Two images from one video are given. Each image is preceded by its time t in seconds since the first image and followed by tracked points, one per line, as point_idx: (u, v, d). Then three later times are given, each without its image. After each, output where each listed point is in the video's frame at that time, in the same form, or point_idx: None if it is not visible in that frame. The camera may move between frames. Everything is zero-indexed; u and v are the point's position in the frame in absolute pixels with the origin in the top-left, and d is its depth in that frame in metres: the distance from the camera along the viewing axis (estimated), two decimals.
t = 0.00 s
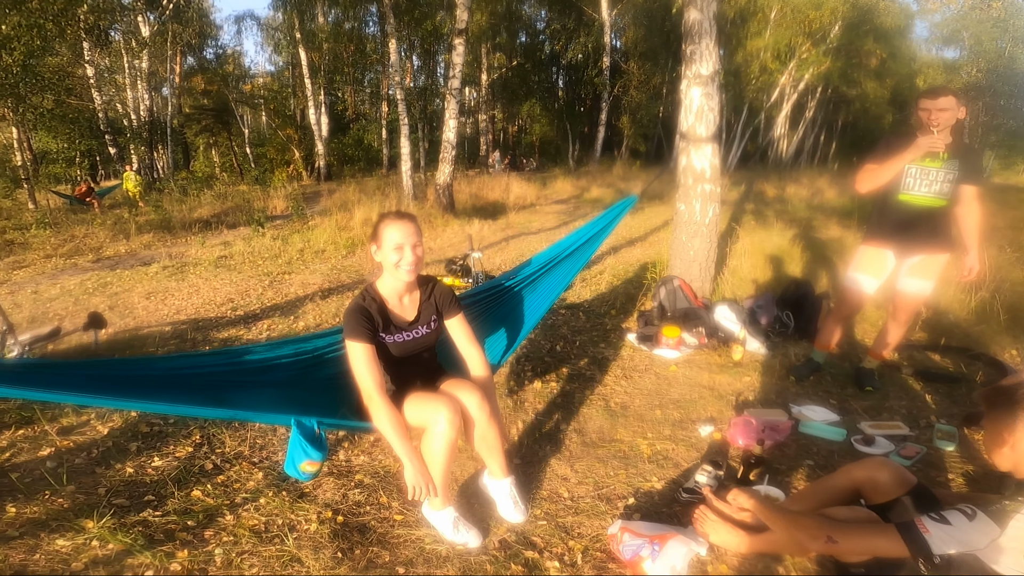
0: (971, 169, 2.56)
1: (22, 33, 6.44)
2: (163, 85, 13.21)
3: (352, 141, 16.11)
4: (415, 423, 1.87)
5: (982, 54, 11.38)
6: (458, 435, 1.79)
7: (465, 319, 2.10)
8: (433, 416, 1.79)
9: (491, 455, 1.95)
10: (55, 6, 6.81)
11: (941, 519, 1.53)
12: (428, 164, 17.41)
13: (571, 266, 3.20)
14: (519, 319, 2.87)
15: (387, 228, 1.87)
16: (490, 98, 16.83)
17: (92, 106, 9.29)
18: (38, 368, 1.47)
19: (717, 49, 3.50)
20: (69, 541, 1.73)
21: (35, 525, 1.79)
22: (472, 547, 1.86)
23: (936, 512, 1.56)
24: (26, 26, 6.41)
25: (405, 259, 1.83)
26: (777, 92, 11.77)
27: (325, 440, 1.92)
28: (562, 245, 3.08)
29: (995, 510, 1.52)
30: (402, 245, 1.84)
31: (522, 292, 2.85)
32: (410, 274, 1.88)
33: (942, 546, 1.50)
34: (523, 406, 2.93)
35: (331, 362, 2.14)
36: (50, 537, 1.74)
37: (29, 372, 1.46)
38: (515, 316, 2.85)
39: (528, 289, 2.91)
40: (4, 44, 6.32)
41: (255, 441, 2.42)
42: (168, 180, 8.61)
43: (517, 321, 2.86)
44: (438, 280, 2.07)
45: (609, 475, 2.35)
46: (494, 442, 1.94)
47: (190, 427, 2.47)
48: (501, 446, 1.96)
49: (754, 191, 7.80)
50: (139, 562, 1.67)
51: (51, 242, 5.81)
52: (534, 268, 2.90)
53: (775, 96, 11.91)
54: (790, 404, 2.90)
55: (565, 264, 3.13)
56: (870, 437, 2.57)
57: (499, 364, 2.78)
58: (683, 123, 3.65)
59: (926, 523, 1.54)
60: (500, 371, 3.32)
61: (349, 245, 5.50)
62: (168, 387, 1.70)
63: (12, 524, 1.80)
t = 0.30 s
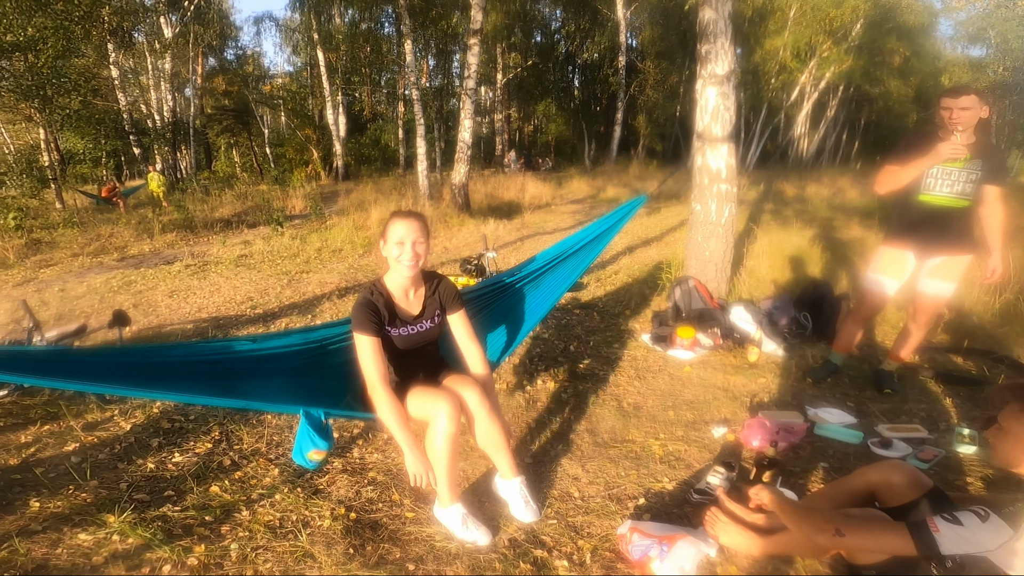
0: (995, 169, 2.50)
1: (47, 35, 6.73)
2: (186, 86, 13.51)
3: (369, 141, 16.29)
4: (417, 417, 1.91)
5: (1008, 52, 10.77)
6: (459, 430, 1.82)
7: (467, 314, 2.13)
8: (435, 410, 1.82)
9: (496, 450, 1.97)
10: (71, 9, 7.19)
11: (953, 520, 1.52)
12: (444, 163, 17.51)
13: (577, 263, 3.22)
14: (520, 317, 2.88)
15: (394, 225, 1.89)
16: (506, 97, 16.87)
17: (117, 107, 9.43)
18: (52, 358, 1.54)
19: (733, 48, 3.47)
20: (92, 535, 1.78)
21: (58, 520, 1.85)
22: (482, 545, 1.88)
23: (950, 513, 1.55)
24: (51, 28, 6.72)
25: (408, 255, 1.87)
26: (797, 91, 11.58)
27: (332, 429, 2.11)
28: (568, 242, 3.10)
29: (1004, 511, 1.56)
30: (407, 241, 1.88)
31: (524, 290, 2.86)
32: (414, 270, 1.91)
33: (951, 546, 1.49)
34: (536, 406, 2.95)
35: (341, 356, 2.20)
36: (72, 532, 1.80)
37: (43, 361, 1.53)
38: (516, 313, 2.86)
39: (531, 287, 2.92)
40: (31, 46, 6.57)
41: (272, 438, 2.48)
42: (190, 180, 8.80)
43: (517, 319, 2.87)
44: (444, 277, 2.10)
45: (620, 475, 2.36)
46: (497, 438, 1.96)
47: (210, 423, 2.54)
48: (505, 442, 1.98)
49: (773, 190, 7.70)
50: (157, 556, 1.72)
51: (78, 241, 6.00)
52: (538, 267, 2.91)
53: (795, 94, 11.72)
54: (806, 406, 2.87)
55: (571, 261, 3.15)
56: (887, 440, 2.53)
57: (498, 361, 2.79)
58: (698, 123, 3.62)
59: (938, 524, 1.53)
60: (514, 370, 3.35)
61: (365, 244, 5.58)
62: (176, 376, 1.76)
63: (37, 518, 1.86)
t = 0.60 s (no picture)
0: (1018, 168, 2.45)
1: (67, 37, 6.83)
2: (206, 87, 13.76)
3: (384, 141, 16.40)
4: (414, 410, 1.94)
5: None
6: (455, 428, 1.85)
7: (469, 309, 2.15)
8: (433, 406, 1.85)
9: (495, 448, 1.98)
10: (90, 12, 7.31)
11: (979, 521, 1.53)
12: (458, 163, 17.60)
13: (580, 258, 3.22)
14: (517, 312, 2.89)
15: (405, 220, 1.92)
16: (520, 96, 16.85)
17: (138, 109, 9.58)
18: (77, 346, 1.60)
19: (749, 47, 3.43)
20: (112, 532, 1.82)
21: (80, 517, 1.89)
22: (493, 544, 1.89)
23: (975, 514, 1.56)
24: (72, 29, 6.85)
25: (421, 251, 1.88)
26: (815, 89, 11.39)
27: (332, 418, 2.16)
28: (573, 237, 3.10)
29: None
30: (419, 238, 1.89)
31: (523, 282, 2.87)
32: (422, 264, 1.93)
33: (972, 547, 1.50)
34: (549, 406, 2.95)
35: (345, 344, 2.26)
36: (94, 528, 1.84)
37: (68, 349, 1.59)
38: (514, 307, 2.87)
39: (531, 281, 2.93)
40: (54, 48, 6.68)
41: (288, 436, 2.52)
42: (210, 181, 8.97)
43: (514, 314, 2.88)
44: (449, 273, 2.12)
45: (634, 476, 2.35)
46: (495, 438, 1.97)
47: (228, 421, 2.59)
48: (503, 440, 1.99)
49: (791, 189, 7.60)
50: (176, 553, 1.75)
51: (102, 241, 6.13)
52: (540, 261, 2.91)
53: (814, 92, 11.53)
54: (824, 408, 2.83)
55: (574, 255, 3.15)
56: (907, 443, 2.49)
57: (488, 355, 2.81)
58: (713, 122, 3.59)
59: (964, 524, 1.53)
60: (527, 370, 3.35)
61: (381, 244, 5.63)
62: (185, 360, 1.83)
63: (60, 514, 1.90)
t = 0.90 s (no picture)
0: None
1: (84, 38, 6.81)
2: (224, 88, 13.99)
3: (399, 141, 16.52)
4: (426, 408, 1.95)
5: None
6: (468, 425, 1.86)
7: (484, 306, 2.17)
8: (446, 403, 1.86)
9: (505, 447, 1.98)
10: (110, 13, 7.23)
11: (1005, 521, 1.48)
12: (472, 162, 17.67)
13: (595, 256, 3.22)
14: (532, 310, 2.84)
15: (418, 220, 1.92)
16: (534, 96, 16.83)
17: (159, 110, 9.77)
18: (99, 343, 1.65)
19: (765, 45, 3.38)
20: (131, 529, 1.86)
21: (100, 514, 1.93)
22: (504, 545, 1.90)
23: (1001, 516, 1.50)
24: (92, 31, 6.83)
25: (429, 250, 1.89)
26: (834, 87, 11.18)
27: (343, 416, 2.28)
28: (586, 236, 3.09)
29: None
30: (432, 240, 1.90)
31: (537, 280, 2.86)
32: (433, 264, 1.93)
33: (1000, 548, 1.44)
34: (563, 406, 2.94)
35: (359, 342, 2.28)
36: (113, 526, 1.87)
37: (90, 346, 1.64)
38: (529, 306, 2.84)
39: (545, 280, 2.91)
40: (73, 50, 6.75)
41: (303, 435, 2.56)
42: (229, 181, 9.14)
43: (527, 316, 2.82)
44: (463, 270, 2.12)
45: (646, 477, 2.34)
46: (504, 435, 1.97)
47: (245, 420, 2.64)
48: (513, 438, 1.99)
49: (811, 188, 7.49)
50: (192, 550, 1.78)
51: (124, 241, 6.27)
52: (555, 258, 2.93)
53: (833, 91, 11.31)
54: (842, 411, 2.79)
55: (589, 252, 3.15)
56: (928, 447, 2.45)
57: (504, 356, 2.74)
58: (729, 121, 3.55)
59: (989, 525, 1.48)
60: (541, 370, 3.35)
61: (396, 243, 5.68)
62: (202, 356, 1.87)
63: (80, 511, 1.94)
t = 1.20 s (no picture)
0: None
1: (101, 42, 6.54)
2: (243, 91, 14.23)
3: (415, 142, 16.64)
4: (452, 412, 1.94)
5: None
6: (496, 427, 1.86)
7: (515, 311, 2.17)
8: (473, 406, 1.86)
9: (526, 451, 1.99)
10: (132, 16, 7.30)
11: None
12: (487, 163, 17.73)
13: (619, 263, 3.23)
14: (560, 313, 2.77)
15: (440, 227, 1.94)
16: (549, 95, 16.81)
17: (181, 112, 9.98)
18: (116, 352, 1.67)
19: (782, 43, 3.33)
20: (150, 527, 1.90)
21: (121, 512, 1.97)
22: (516, 546, 1.91)
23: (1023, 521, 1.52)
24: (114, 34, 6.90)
25: (452, 254, 1.89)
26: (855, 85, 10.96)
27: (372, 425, 2.13)
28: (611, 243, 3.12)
29: None
30: (455, 243, 1.91)
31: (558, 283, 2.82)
32: (456, 268, 1.94)
33: None
34: (577, 407, 2.94)
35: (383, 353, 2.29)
36: (133, 524, 1.91)
37: (108, 355, 1.67)
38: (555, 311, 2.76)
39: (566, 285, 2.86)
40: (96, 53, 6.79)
41: (319, 434, 2.60)
42: (248, 182, 9.30)
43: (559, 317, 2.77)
44: (484, 273, 2.14)
45: (660, 479, 2.33)
46: (528, 438, 1.98)
47: (263, 419, 2.69)
48: (536, 442, 2.00)
49: (831, 187, 7.37)
50: (210, 549, 1.81)
51: (147, 242, 6.43)
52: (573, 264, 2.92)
53: (854, 89, 11.09)
54: (863, 413, 2.74)
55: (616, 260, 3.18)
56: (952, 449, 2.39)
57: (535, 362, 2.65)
58: (746, 120, 3.51)
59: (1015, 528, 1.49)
60: (556, 371, 3.35)
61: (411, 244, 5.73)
62: (228, 370, 1.91)
63: (102, 509, 1.99)
